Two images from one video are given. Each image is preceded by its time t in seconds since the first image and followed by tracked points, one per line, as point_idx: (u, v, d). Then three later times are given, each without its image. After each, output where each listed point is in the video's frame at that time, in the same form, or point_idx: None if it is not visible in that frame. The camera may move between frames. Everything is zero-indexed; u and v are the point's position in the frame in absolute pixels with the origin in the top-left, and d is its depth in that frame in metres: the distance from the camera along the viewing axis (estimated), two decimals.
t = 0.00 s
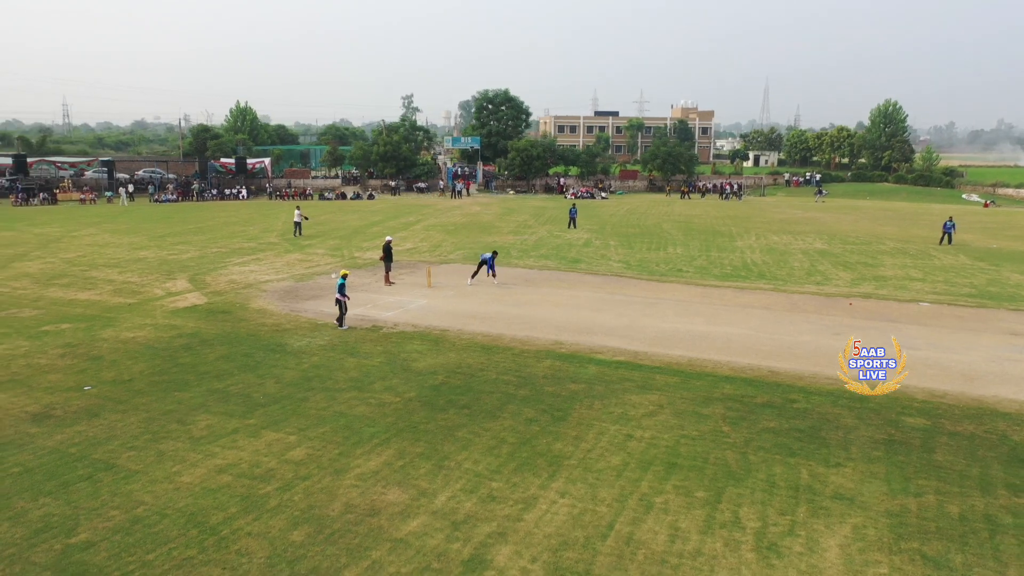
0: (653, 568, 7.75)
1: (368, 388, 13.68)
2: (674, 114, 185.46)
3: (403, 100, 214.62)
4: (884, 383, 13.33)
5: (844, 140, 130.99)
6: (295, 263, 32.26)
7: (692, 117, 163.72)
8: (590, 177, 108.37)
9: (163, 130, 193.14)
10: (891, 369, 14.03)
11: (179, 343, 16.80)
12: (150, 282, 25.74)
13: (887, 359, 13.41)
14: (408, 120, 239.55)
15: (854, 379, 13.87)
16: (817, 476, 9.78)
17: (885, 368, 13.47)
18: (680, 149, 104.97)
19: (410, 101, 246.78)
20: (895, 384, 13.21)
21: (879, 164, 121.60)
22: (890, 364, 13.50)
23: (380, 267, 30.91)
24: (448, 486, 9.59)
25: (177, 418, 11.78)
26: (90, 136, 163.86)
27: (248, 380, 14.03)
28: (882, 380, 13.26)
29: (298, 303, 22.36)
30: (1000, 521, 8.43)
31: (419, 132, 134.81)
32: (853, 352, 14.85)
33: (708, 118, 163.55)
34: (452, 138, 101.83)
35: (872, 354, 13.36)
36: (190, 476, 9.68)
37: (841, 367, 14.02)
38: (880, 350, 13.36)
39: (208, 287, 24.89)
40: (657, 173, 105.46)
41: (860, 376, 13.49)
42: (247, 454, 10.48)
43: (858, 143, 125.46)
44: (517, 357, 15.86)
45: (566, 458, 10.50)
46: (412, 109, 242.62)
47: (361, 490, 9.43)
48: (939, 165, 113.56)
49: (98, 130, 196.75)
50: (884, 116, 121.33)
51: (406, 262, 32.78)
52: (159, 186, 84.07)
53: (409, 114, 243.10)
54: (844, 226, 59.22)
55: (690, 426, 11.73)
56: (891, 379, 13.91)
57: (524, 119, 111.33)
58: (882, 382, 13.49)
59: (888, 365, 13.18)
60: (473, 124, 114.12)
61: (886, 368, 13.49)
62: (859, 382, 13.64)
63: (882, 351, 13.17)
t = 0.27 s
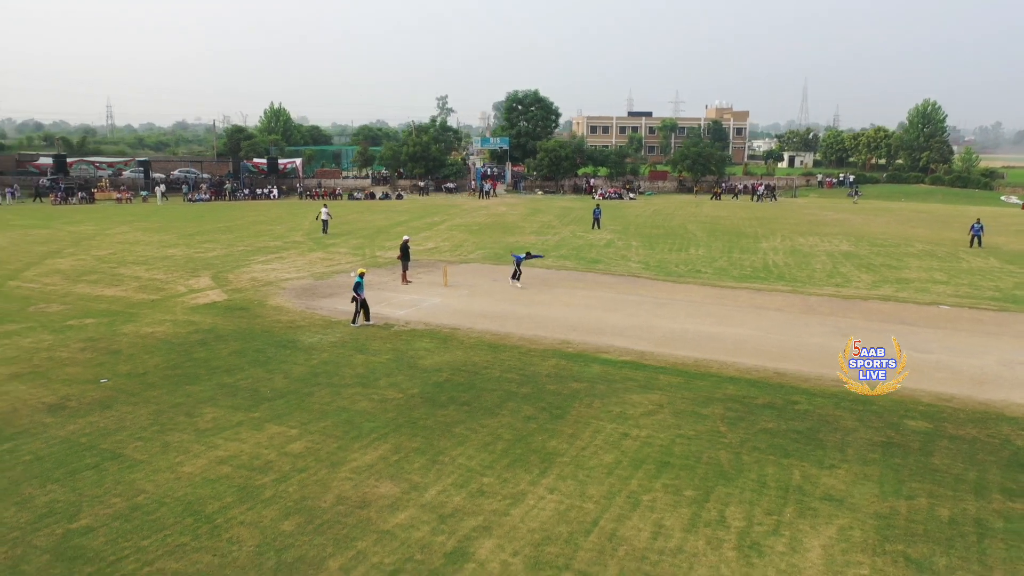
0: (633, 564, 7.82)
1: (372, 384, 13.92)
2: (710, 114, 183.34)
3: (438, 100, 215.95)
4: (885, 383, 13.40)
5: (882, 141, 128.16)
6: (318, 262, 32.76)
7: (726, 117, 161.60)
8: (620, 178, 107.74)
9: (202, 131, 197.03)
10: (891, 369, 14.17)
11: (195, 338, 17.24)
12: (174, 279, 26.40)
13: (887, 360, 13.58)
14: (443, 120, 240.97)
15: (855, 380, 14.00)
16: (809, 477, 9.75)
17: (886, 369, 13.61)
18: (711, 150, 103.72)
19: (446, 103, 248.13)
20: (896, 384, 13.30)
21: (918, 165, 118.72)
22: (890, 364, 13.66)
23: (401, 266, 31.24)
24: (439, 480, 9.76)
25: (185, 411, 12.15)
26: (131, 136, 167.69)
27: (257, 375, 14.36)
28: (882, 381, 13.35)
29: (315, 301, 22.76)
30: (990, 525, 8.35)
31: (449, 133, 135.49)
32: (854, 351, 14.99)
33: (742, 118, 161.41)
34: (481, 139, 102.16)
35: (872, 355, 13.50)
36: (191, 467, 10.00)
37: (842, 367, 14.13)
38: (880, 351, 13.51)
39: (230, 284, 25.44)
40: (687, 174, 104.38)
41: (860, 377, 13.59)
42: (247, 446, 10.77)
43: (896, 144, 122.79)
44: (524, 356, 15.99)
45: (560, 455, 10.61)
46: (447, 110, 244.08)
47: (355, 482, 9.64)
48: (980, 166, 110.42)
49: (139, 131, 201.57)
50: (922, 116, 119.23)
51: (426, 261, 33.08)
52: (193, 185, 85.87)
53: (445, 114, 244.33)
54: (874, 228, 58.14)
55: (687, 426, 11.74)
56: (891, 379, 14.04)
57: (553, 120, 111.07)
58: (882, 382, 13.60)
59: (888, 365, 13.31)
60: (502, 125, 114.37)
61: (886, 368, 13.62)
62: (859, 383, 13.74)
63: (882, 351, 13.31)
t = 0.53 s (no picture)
0: (615, 560, 7.89)
1: (379, 381, 14.16)
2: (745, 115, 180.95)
3: (472, 100, 216.86)
4: (885, 384, 13.50)
5: (920, 142, 125.08)
6: (340, 261, 33.20)
7: (761, 118, 159.21)
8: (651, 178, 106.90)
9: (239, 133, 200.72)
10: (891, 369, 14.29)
11: (212, 334, 17.68)
12: (199, 276, 27.02)
13: (887, 360, 13.77)
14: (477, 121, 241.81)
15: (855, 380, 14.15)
16: (803, 478, 9.71)
17: (886, 369, 13.79)
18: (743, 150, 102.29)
19: (479, 104, 248.79)
20: (896, 385, 13.41)
21: (958, 166, 115.16)
22: (889, 365, 13.87)
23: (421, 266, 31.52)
24: (434, 475, 9.95)
25: (195, 404, 12.52)
26: (171, 137, 171.33)
27: (268, 370, 14.70)
28: (883, 381, 13.46)
29: (333, 299, 23.12)
30: (982, 529, 8.25)
31: (478, 133, 135.86)
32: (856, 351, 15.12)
33: (777, 118, 158.97)
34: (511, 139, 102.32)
35: (871, 356, 13.71)
36: (196, 458, 10.32)
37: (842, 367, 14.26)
38: (879, 352, 13.73)
39: (252, 282, 25.95)
40: (717, 174, 103.13)
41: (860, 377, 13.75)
42: (251, 439, 11.08)
43: (935, 144, 119.86)
44: (531, 355, 16.11)
45: (556, 452, 10.72)
46: (480, 111, 244.74)
47: (351, 475, 9.87)
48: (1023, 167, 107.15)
49: (178, 132, 206.00)
50: (961, 115, 117.34)
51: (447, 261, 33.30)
52: (226, 184, 87.51)
53: (478, 114, 245.06)
54: (906, 230, 56.94)
55: (686, 426, 11.76)
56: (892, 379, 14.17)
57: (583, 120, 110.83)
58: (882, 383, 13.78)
59: (888, 366, 13.48)
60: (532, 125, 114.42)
61: (886, 367, 13.80)
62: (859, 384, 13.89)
63: (882, 352, 13.51)
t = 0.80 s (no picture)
0: (602, 557, 7.96)
1: (386, 378, 14.38)
2: (777, 115, 178.74)
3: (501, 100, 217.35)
4: (885, 383, 13.45)
5: (955, 142, 122.38)
6: (360, 260, 33.57)
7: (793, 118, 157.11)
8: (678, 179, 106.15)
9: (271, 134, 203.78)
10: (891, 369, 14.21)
11: (227, 331, 18.05)
12: (221, 274, 27.55)
13: (887, 360, 13.69)
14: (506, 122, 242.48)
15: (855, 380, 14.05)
16: (799, 479, 9.68)
17: (886, 368, 13.71)
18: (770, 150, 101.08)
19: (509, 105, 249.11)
20: (896, 385, 13.34)
21: (993, 167, 112.37)
22: (889, 364, 13.79)
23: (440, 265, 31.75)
24: (431, 470, 10.11)
25: (205, 398, 12.85)
26: (204, 138, 174.49)
27: (278, 366, 15.00)
28: (883, 381, 13.37)
29: (349, 297, 23.42)
30: (976, 533, 8.18)
31: (504, 134, 136.12)
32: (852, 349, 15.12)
33: (807, 118, 156.62)
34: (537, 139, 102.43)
35: (871, 355, 13.60)
36: (202, 450, 10.62)
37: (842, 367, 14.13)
38: (879, 352, 13.63)
39: (271, 280, 26.40)
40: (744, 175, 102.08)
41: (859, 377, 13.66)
42: (256, 433, 11.34)
43: (971, 144, 117.11)
44: (539, 354, 16.20)
45: (553, 450, 10.82)
46: (509, 112, 245.23)
47: (351, 469, 10.08)
48: None
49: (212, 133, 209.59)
50: (999, 115, 113.81)
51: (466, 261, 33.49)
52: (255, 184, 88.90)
53: (508, 115, 245.50)
54: (935, 232, 55.84)
55: (685, 425, 11.78)
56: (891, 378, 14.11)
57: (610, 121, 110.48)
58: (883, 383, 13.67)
59: (888, 366, 13.39)
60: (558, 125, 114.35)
61: (886, 367, 13.70)
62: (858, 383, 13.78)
63: (882, 352, 13.40)
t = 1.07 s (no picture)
0: (590, 552, 8.07)
1: (395, 375, 14.62)
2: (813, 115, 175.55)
3: (534, 101, 217.12)
4: (885, 384, 13.52)
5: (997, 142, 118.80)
6: (384, 259, 33.96)
7: (829, 118, 154.18)
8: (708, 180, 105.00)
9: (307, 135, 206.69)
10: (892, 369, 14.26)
11: (246, 328, 18.48)
12: (246, 272, 28.13)
13: (887, 361, 13.82)
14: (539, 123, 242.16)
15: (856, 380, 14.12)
16: (796, 480, 9.66)
17: (886, 369, 13.80)
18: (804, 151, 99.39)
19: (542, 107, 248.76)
20: (896, 385, 13.40)
21: None
22: (889, 365, 13.90)
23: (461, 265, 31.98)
24: (430, 465, 10.30)
25: (219, 392, 13.22)
26: (241, 139, 177.66)
27: (292, 362, 15.34)
28: (883, 381, 13.45)
29: (368, 296, 23.78)
30: (970, 536, 8.11)
31: (534, 134, 136.12)
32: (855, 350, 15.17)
33: (845, 118, 153.63)
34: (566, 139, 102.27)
35: (872, 355, 13.73)
36: (210, 442, 10.94)
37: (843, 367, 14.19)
38: (880, 352, 13.77)
39: (294, 278, 26.88)
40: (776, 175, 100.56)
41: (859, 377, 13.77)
42: (264, 426, 11.64)
43: (1014, 145, 113.62)
44: (549, 353, 16.30)
45: (552, 447, 10.93)
46: (542, 113, 244.80)
47: (352, 463, 10.31)
48: None
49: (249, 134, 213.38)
50: None
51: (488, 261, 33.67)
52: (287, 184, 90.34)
53: (540, 115, 245.27)
54: (972, 235, 54.39)
55: (687, 425, 11.79)
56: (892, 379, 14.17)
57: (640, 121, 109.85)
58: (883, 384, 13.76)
59: (888, 366, 13.50)
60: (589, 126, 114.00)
61: (887, 368, 13.79)
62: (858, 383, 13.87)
63: (883, 352, 13.52)
